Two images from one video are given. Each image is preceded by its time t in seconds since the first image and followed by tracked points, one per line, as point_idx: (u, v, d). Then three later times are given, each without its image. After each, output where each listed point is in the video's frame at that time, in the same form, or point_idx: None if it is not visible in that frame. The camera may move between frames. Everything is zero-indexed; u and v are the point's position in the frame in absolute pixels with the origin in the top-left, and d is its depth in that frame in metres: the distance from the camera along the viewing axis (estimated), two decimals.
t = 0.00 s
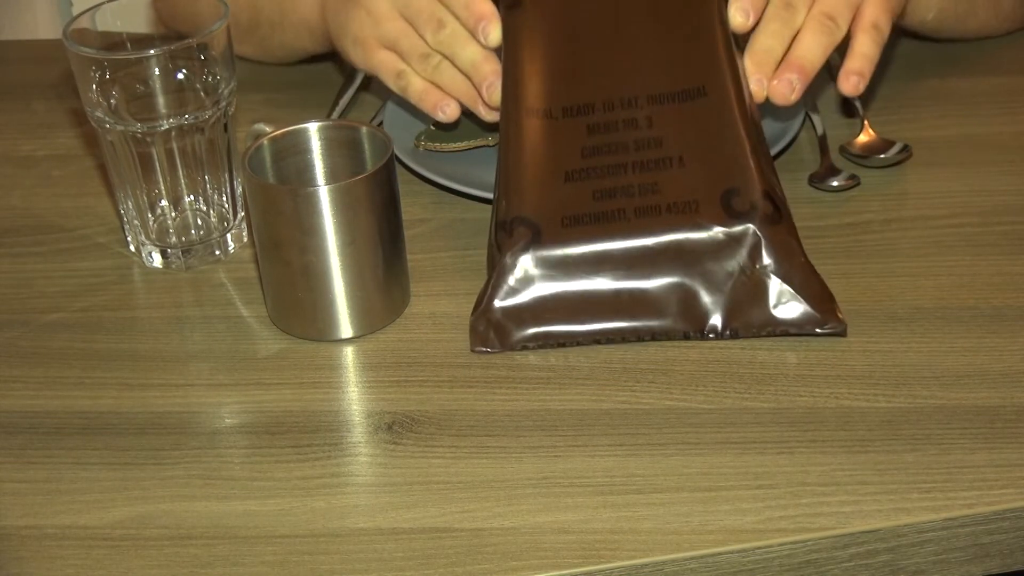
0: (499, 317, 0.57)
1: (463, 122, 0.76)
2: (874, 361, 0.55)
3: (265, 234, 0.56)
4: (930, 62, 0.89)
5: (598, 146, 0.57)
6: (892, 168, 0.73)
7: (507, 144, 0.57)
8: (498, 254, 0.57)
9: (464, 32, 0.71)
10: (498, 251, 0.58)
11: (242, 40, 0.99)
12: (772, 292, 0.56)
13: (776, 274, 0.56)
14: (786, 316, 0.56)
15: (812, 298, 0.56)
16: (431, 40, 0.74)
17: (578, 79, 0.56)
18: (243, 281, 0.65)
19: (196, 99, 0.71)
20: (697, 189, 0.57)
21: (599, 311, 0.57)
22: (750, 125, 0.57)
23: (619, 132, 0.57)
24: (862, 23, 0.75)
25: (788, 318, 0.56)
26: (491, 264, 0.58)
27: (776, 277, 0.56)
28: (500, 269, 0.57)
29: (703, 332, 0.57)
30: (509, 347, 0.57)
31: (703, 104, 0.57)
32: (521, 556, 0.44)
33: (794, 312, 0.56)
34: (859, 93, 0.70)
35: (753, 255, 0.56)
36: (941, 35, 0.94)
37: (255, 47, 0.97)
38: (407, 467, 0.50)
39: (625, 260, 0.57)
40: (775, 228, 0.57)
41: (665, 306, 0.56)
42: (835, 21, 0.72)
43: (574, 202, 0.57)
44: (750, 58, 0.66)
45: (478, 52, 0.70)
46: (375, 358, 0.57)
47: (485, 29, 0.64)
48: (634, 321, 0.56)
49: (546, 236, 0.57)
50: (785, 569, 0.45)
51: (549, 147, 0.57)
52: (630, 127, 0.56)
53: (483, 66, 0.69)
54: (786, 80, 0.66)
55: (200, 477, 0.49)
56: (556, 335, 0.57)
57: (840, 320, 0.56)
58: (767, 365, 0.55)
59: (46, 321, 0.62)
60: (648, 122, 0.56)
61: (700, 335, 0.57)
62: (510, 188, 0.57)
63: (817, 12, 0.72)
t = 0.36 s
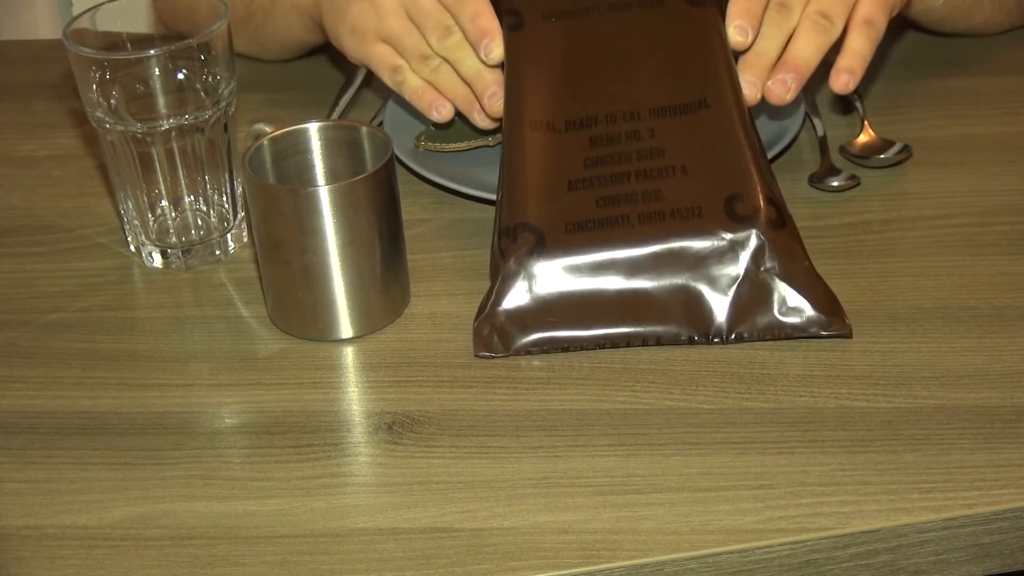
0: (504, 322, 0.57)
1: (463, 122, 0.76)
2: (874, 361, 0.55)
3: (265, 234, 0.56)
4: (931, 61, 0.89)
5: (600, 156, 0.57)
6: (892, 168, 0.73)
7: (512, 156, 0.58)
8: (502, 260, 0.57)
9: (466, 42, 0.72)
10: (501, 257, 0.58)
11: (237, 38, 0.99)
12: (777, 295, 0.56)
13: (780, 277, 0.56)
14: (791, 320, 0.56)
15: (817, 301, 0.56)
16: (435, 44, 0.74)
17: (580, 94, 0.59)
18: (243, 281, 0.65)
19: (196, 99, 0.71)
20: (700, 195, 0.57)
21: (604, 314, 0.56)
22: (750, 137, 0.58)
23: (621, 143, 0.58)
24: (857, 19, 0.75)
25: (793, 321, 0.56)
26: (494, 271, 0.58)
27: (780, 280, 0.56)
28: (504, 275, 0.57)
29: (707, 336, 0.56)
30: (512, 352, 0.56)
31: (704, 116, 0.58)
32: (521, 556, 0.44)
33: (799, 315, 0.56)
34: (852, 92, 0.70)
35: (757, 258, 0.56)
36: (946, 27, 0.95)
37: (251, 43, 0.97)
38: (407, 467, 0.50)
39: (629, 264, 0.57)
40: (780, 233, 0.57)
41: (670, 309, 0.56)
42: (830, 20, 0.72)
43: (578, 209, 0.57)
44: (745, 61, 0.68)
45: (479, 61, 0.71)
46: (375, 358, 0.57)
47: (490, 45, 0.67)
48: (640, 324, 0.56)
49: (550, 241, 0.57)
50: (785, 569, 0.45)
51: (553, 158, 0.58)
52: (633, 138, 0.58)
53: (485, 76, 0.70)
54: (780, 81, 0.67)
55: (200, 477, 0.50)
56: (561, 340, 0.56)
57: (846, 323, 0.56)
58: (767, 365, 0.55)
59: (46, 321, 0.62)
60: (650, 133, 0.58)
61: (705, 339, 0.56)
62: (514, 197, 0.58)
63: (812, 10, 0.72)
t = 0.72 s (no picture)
0: (504, 320, 0.57)
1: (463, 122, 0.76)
2: (874, 361, 0.55)
3: (265, 234, 0.56)
4: (931, 61, 0.89)
5: (599, 156, 0.58)
6: (892, 168, 0.73)
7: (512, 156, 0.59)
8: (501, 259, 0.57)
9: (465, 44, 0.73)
10: (501, 257, 0.57)
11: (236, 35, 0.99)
12: (777, 294, 0.56)
13: (779, 275, 0.56)
14: (791, 318, 0.56)
15: (816, 299, 0.56)
16: (435, 44, 0.75)
17: (580, 96, 0.59)
18: (243, 281, 0.65)
19: (196, 99, 0.71)
20: (699, 194, 0.57)
21: (604, 313, 0.56)
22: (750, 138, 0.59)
23: (621, 143, 0.58)
24: (861, 16, 0.74)
25: (793, 320, 0.56)
26: (494, 271, 0.58)
27: (779, 279, 0.56)
28: (503, 275, 0.57)
29: (707, 334, 0.56)
30: (512, 351, 0.56)
31: (703, 117, 0.58)
32: (521, 556, 0.44)
33: (799, 313, 0.56)
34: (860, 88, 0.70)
35: (756, 257, 0.56)
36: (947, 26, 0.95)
37: (251, 40, 0.97)
38: (407, 467, 0.50)
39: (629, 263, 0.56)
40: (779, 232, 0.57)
41: (670, 308, 0.56)
42: (831, 18, 0.72)
43: (577, 208, 0.57)
44: (745, 62, 0.68)
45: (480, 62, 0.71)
46: (375, 358, 0.57)
47: (488, 47, 0.67)
48: (639, 322, 0.56)
49: (549, 240, 0.57)
50: (785, 568, 0.45)
51: (552, 158, 0.58)
52: (632, 138, 0.58)
53: (484, 77, 0.70)
54: (785, 81, 0.68)
55: (201, 477, 0.50)
56: (561, 338, 0.56)
57: (845, 320, 0.56)
58: (767, 365, 0.55)
59: (46, 321, 0.62)
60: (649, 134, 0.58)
61: (705, 337, 0.56)
62: (514, 197, 0.58)
63: (812, 10, 0.72)
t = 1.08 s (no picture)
0: (506, 319, 0.57)
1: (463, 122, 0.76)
2: (874, 361, 0.55)
3: (265, 234, 0.56)
4: (931, 61, 0.89)
5: (599, 157, 0.58)
6: (892, 168, 0.73)
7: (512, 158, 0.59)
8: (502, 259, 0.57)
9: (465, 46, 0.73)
10: (501, 257, 0.57)
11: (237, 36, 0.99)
12: (778, 294, 0.56)
13: (780, 275, 0.56)
14: (793, 318, 0.56)
15: (817, 298, 0.56)
16: (435, 45, 0.75)
17: (580, 98, 0.59)
18: (243, 281, 0.65)
19: (196, 99, 0.71)
20: (699, 194, 0.57)
21: (605, 313, 0.56)
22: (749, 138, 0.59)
23: (621, 144, 0.58)
24: (868, 13, 0.74)
25: (795, 320, 0.56)
26: (494, 271, 0.58)
27: (780, 278, 0.56)
28: (504, 275, 0.57)
29: (708, 334, 0.56)
30: (512, 351, 0.56)
31: (703, 118, 0.58)
32: (521, 556, 0.44)
33: (800, 313, 0.56)
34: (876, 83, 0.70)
35: (756, 257, 0.56)
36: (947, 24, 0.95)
37: (251, 41, 0.97)
38: (407, 467, 0.50)
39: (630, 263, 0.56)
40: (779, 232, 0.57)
41: (670, 308, 0.56)
42: (835, 18, 0.72)
43: (577, 209, 0.57)
44: (748, 66, 0.68)
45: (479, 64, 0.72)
46: (375, 358, 0.57)
47: (489, 50, 0.67)
48: (640, 322, 0.56)
49: (549, 241, 0.57)
50: (785, 568, 0.45)
51: (552, 159, 0.58)
52: (632, 139, 0.58)
53: (484, 80, 0.70)
54: (794, 82, 0.67)
55: (200, 477, 0.50)
56: (562, 338, 0.56)
57: (846, 320, 0.56)
58: (767, 364, 0.55)
59: (46, 321, 0.62)
60: (649, 135, 0.58)
61: (706, 337, 0.56)
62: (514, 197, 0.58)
63: (817, 11, 0.72)
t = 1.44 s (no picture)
0: (509, 319, 0.57)
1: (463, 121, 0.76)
2: (874, 361, 0.55)
3: (265, 234, 0.56)
4: (931, 61, 0.89)
5: (601, 158, 0.58)
6: (892, 168, 0.73)
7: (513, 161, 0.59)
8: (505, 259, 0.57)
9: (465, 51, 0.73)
10: (503, 258, 0.57)
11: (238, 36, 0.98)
12: (781, 292, 0.56)
13: (783, 273, 0.56)
14: (796, 316, 0.56)
15: (819, 296, 0.56)
16: (434, 49, 0.75)
17: (580, 101, 0.60)
18: (243, 281, 0.65)
19: (196, 99, 0.71)
20: (701, 193, 0.57)
21: (608, 312, 0.56)
22: (751, 139, 0.59)
23: (622, 145, 0.58)
24: (868, 17, 0.74)
25: (800, 318, 0.56)
26: (495, 273, 0.58)
27: (783, 276, 0.56)
28: (506, 275, 0.57)
29: (711, 333, 0.56)
30: (515, 351, 0.56)
31: (703, 119, 0.58)
32: (521, 556, 0.44)
33: (805, 311, 0.56)
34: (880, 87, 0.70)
35: (759, 254, 0.56)
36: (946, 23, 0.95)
37: (252, 41, 0.97)
38: (407, 467, 0.50)
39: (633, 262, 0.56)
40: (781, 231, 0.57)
41: (673, 307, 0.56)
42: (833, 21, 0.72)
43: (579, 209, 0.57)
44: (747, 70, 0.68)
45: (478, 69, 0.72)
46: (375, 358, 0.57)
47: (488, 54, 0.67)
48: (643, 322, 0.56)
49: (551, 241, 0.57)
50: (785, 568, 0.45)
51: (553, 160, 0.58)
52: (633, 140, 0.58)
53: (484, 85, 0.71)
54: (793, 86, 0.67)
55: (200, 477, 0.50)
56: (565, 337, 0.56)
57: (849, 317, 0.56)
58: (766, 364, 0.55)
59: (46, 321, 0.62)
60: (650, 136, 0.58)
61: (710, 336, 0.56)
62: (515, 198, 0.58)
63: (814, 16, 0.72)
